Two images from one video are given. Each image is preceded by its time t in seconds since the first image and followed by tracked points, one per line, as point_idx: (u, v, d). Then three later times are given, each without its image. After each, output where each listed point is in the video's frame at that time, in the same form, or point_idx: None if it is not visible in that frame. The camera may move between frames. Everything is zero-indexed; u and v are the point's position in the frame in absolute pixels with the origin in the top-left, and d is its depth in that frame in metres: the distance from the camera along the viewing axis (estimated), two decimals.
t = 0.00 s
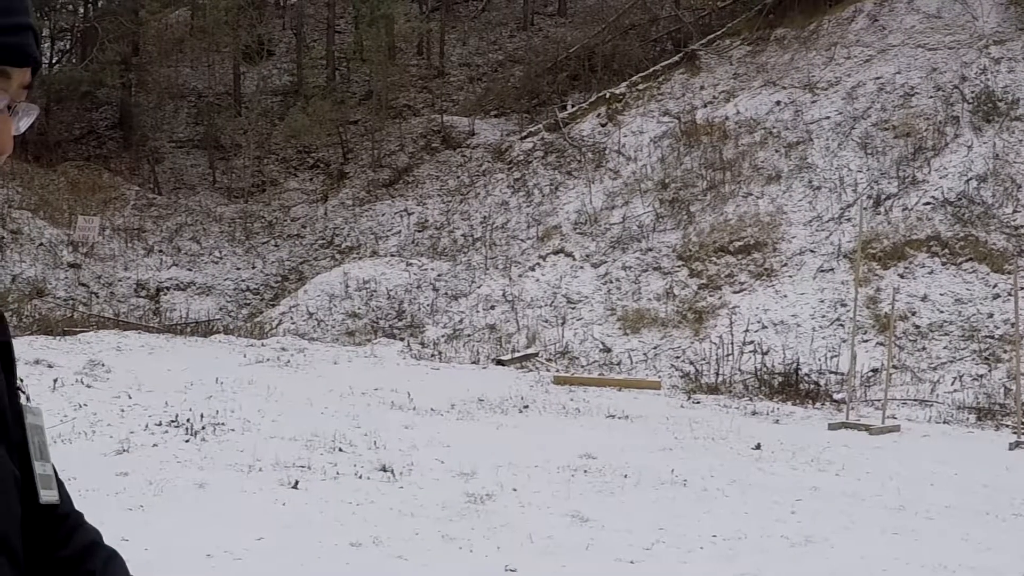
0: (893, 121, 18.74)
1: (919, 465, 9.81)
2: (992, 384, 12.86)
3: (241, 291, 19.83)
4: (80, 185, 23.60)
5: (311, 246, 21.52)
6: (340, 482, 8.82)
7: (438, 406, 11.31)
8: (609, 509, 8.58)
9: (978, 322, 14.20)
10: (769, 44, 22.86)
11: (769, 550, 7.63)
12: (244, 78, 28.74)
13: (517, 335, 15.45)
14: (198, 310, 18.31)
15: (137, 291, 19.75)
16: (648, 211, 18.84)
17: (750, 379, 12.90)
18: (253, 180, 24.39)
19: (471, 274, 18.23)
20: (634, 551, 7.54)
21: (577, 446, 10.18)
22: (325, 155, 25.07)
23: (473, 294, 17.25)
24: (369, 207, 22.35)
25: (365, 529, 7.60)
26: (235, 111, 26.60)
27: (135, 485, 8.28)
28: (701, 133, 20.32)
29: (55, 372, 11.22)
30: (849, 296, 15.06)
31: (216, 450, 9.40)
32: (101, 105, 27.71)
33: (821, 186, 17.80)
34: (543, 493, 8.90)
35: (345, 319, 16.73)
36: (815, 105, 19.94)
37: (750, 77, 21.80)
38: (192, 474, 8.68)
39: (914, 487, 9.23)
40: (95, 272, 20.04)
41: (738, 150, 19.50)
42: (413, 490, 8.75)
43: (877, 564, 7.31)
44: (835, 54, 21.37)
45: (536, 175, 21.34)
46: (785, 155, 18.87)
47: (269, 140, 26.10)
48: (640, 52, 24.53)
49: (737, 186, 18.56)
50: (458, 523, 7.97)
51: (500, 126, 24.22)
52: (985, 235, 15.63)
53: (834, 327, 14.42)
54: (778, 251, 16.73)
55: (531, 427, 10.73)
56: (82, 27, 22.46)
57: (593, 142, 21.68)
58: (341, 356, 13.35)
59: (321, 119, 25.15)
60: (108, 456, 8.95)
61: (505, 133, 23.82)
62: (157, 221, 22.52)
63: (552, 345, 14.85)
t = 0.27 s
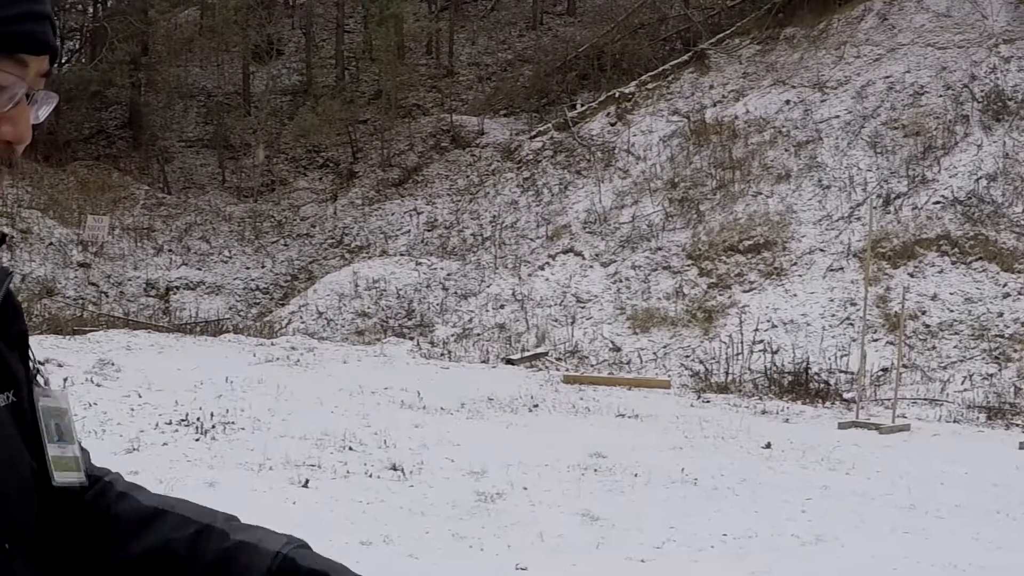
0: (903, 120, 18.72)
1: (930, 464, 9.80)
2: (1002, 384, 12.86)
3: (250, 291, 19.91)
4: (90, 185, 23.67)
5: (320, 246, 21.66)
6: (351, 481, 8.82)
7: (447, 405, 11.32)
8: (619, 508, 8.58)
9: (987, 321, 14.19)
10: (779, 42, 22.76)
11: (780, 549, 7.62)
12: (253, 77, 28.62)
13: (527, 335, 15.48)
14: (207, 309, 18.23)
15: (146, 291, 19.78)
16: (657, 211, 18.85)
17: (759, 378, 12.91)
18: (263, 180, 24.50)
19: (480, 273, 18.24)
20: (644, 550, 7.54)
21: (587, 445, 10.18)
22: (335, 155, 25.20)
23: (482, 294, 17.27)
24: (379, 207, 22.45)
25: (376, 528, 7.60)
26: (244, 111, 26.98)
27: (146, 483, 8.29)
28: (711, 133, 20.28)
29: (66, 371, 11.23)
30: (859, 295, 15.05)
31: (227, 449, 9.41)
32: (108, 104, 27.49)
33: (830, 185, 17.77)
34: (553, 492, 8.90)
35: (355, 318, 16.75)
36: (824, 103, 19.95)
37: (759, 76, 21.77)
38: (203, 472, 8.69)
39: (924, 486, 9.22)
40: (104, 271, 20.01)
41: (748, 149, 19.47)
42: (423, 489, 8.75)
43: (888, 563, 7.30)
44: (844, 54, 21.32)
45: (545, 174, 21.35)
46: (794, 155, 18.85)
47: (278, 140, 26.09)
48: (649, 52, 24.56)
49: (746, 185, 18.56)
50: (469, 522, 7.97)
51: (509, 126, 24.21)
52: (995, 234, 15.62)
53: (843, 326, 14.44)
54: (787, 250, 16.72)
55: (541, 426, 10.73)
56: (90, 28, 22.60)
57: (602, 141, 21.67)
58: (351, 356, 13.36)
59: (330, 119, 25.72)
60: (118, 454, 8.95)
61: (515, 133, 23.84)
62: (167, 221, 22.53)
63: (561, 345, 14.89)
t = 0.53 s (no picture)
0: (912, 119, 18.70)
1: (938, 463, 9.79)
2: (1012, 383, 12.81)
3: (259, 291, 20.01)
4: (99, 185, 23.73)
5: (329, 246, 21.59)
6: (361, 480, 8.84)
7: (456, 405, 11.35)
8: (629, 507, 8.60)
9: (996, 321, 14.20)
10: (788, 42, 22.71)
11: (790, 548, 7.64)
12: (263, 77, 28.84)
13: (536, 334, 15.48)
14: (217, 311, 18.37)
15: (155, 291, 19.89)
16: (666, 210, 18.85)
17: (769, 378, 12.92)
18: (271, 179, 24.57)
19: (490, 273, 18.29)
20: (654, 549, 7.56)
21: (596, 445, 10.20)
22: (343, 155, 25.22)
23: (490, 293, 17.30)
24: (388, 207, 22.44)
25: (386, 527, 7.62)
26: (253, 111, 26.89)
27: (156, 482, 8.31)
28: (720, 133, 20.27)
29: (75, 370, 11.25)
30: (868, 295, 15.06)
31: (237, 448, 9.42)
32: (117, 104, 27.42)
33: (839, 185, 17.75)
34: (563, 491, 8.91)
35: (363, 318, 16.76)
36: (833, 103, 19.93)
37: (768, 75, 21.74)
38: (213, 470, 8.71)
39: (933, 485, 9.22)
40: (113, 271, 20.12)
41: (757, 148, 19.48)
42: (433, 488, 8.77)
43: (896, 562, 7.31)
44: (853, 53, 21.32)
45: (554, 174, 21.38)
46: (804, 154, 18.83)
47: (287, 140, 25.98)
48: (658, 52, 24.54)
49: (755, 185, 18.56)
50: (479, 521, 7.99)
51: (519, 127, 24.21)
52: (1004, 234, 15.64)
53: (853, 325, 14.44)
54: (796, 250, 16.73)
55: (551, 426, 10.74)
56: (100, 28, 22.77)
57: (610, 141, 21.68)
58: (360, 356, 13.39)
59: (339, 119, 25.28)
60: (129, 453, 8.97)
61: (524, 132, 23.84)
62: (176, 221, 22.59)
63: (571, 344, 14.85)
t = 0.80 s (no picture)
0: (920, 119, 18.69)
1: (946, 463, 9.79)
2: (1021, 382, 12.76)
3: (267, 291, 20.05)
4: (107, 185, 23.76)
5: (337, 245, 21.56)
6: (369, 479, 8.84)
7: (464, 404, 11.36)
8: (636, 506, 8.61)
9: (1005, 320, 14.17)
10: (796, 41, 22.74)
11: (798, 548, 7.63)
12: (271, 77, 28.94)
13: (544, 334, 15.47)
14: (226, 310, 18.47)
15: (163, 290, 19.84)
16: (674, 210, 18.86)
17: (777, 378, 12.92)
18: (279, 180, 24.11)
19: (498, 273, 18.31)
20: (662, 549, 7.55)
21: (604, 445, 10.21)
22: (351, 155, 25.02)
23: (499, 293, 17.31)
24: (396, 207, 22.44)
25: (394, 526, 7.62)
26: (261, 111, 27.12)
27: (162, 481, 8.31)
28: (728, 133, 20.27)
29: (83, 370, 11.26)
30: (877, 295, 15.04)
31: (244, 448, 9.43)
32: (126, 104, 27.53)
33: (848, 184, 17.72)
34: (571, 491, 8.90)
35: (371, 318, 16.76)
36: (841, 102, 19.92)
37: (776, 75, 21.75)
38: (220, 469, 8.71)
39: (942, 485, 9.22)
40: (121, 271, 20.13)
41: (765, 148, 19.46)
42: (441, 488, 8.78)
43: (905, 562, 7.31)
44: (861, 53, 21.31)
45: (563, 174, 21.38)
46: (812, 154, 18.81)
47: (296, 140, 25.75)
48: (666, 51, 24.61)
49: (763, 185, 18.54)
50: (487, 520, 8.00)
51: (526, 126, 24.23)
52: (1013, 234, 15.58)
53: (861, 326, 14.41)
54: (805, 249, 16.73)
55: (559, 425, 10.76)
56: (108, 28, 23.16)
57: (619, 141, 21.70)
58: (369, 355, 13.43)
59: (348, 119, 24.93)
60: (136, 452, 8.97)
61: (532, 132, 23.86)
62: (184, 221, 22.64)
63: (579, 344, 14.88)
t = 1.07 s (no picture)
0: (928, 118, 18.67)
1: (954, 463, 9.80)
2: None
3: (275, 290, 20.13)
4: (115, 185, 23.84)
5: (345, 245, 21.68)
6: (377, 478, 8.85)
7: (473, 404, 11.37)
8: (645, 505, 8.61)
9: (1014, 320, 14.13)
10: (804, 41, 22.72)
11: (807, 548, 7.63)
12: (279, 79, 28.66)
13: (552, 334, 15.45)
14: (234, 310, 18.73)
15: (171, 290, 19.91)
16: (682, 210, 18.85)
17: (785, 378, 12.88)
18: (288, 179, 24.64)
19: (506, 272, 18.33)
20: (671, 548, 7.55)
21: (612, 444, 10.21)
22: (359, 155, 25.30)
23: (507, 293, 17.32)
24: (404, 206, 22.54)
25: (401, 526, 7.62)
26: (269, 111, 27.11)
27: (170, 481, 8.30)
28: (736, 132, 20.27)
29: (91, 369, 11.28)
30: (885, 294, 15.01)
31: (253, 447, 9.44)
32: (133, 104, 27.51)
33: (856, 184, 17.66)
34: (578, 490, 8.91)
35: (379, 318, 16.79)
36: (850, 102, 19.89)
37: (784, 74, 21.75)
38: (229, 468, 8.71)
39: (950, 485, 9.21)
40: (130, 271, 20.22)
41: (773, 148, 19.44)
42: (449, 487, 8.78)
43: (914, 562, 7.31)
44: (869, 52, 21.29)
45: (571, 174, 21.41)
46: (820, 154, 18.77)
47: (303, 140, 26.06)
48: (674, 52, 24.62)
49: (771, 185, 18.50)
50: (495, 520, 8.00)
51: (534, 126, 24.25)
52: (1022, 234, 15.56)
53: (869, 325, 14.36)
54: (813, 249, 16.72)
55: (567, 425, 10.75)
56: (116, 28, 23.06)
57: (627, 141, 21.72)
58: (377, 355, 13.45)
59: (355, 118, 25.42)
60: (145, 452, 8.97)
61: (540, 132, 23.87)
62: (191, 221, 22.70)
63: (587, 343, 14.88)
